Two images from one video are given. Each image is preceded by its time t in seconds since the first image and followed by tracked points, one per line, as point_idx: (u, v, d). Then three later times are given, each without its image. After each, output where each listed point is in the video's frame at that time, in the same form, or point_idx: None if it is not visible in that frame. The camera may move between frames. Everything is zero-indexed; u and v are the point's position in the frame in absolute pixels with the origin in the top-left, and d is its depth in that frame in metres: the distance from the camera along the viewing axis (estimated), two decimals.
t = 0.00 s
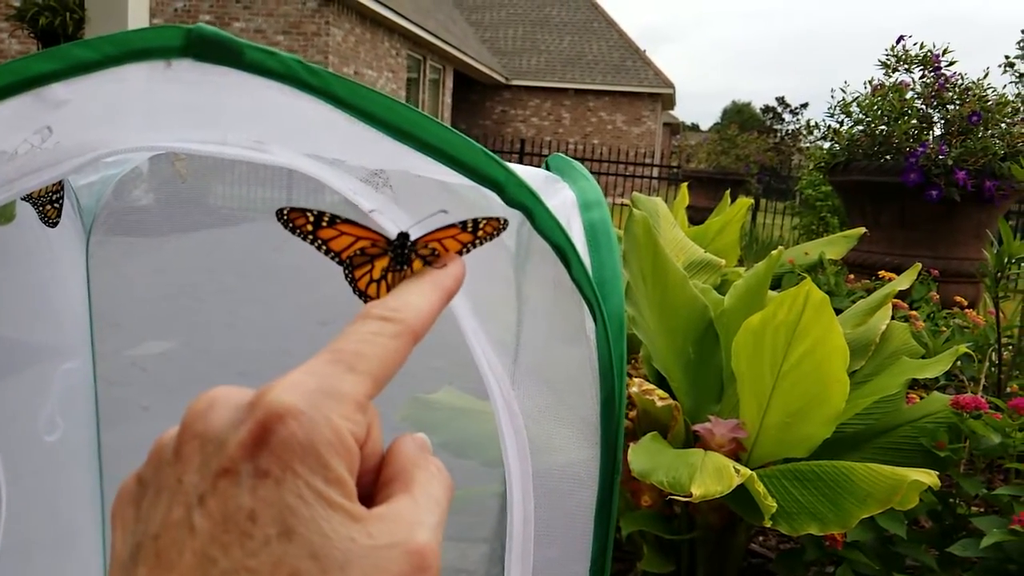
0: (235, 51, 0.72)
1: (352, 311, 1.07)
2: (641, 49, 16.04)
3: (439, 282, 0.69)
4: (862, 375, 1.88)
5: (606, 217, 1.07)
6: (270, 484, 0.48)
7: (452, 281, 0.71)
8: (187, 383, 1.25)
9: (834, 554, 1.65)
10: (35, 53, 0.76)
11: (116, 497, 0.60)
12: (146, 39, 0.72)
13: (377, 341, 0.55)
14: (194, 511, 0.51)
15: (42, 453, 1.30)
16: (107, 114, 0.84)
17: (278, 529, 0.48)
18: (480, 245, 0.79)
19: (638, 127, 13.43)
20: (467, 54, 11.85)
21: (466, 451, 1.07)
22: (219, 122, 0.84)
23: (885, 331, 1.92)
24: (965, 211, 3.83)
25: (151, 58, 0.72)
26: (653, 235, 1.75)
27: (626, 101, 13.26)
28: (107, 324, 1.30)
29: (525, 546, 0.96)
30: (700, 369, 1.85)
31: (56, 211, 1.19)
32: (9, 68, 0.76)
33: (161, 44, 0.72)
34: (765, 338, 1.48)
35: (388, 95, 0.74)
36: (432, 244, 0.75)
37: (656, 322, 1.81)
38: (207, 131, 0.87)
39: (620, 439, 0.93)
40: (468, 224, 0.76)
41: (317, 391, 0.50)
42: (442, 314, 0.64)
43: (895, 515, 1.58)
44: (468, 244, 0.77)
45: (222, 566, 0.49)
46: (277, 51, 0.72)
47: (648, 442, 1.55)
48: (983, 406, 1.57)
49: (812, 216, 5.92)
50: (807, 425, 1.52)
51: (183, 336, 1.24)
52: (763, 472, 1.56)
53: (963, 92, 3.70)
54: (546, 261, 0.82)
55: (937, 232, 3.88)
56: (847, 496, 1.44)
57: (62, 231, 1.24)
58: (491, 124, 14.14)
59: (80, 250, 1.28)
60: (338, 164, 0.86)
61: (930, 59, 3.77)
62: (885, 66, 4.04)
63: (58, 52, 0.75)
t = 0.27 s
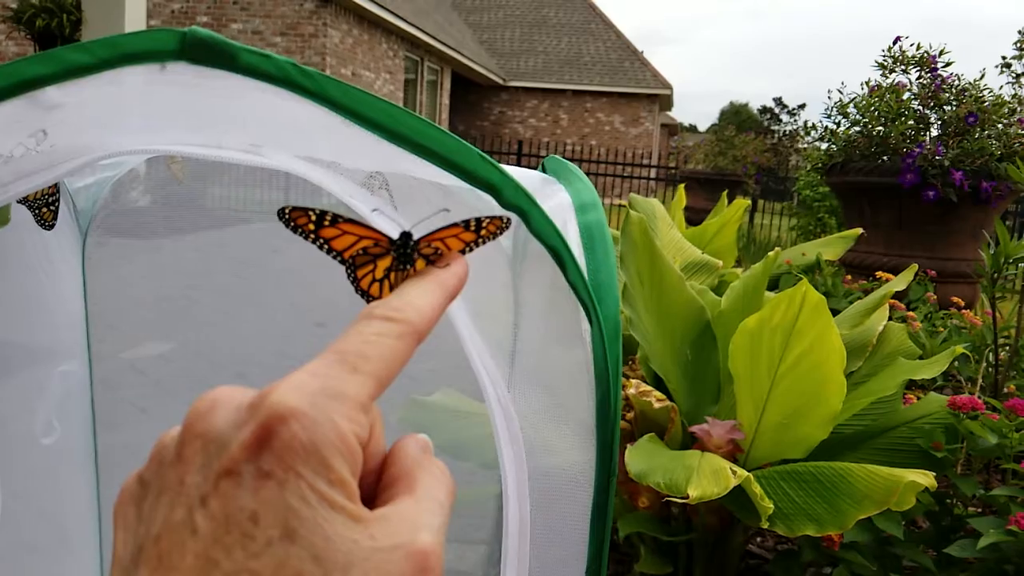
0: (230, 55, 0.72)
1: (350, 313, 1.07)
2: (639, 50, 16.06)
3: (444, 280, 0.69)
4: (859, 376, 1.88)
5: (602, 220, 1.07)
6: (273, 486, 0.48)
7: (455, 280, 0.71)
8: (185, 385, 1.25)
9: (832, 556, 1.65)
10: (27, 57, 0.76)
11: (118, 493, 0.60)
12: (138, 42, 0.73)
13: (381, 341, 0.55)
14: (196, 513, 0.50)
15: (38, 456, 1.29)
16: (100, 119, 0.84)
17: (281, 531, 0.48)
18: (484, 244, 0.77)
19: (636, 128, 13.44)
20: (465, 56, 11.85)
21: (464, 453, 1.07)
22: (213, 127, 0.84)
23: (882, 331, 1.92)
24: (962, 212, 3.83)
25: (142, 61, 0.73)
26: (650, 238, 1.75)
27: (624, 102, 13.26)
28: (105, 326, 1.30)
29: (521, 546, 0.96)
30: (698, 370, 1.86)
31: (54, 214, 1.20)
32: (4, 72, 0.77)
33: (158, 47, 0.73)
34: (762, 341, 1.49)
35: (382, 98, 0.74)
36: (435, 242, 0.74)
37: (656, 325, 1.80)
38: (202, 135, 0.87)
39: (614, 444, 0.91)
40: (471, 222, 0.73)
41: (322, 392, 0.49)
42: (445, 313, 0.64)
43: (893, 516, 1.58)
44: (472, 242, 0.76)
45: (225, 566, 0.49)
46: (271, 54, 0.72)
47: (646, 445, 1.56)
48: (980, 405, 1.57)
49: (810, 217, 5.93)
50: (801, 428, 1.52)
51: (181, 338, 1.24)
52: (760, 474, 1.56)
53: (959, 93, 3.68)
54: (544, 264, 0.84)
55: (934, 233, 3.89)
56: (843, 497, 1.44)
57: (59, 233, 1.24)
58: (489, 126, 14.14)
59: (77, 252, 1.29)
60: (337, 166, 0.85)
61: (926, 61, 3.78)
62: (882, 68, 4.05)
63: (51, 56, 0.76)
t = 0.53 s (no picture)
0: (224, 58, 0.72)
1: (349, 315, 1.07)
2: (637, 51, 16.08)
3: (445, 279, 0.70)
4: (856, 377, 1.88)
5: (598, 222, 1.07)
6: (274, 486, 0.48)
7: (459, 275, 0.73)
8: (182, 387, 1.25)
9: (829, 557, 1.65)
10: (18, 60, 0.75)
11: (121, 489, 0.61)
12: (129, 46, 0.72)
13: (383, 341, 0.54)
14: (198, 513, 0.51)
15: (33, 458, 1.28)
16: (96, 121, 0.84)
17: (282, 532, 0.48)
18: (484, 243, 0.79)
19: (633, 129, 13.46)
20: (463, 57, 11.86)
21: (461, 455, 1.07)
22: (208, 129, 0.84)
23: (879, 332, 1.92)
24: (958, 213, 3.84)
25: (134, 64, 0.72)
26: (647, 239, 1.74)
27: (622, 103, 13.28)
28: (101, 328, 1.29)
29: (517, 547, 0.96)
30: (695, 372, 1.85)
31: (49, 216, 1.19)
32: None
33: (151, 50, 0.72)
34: (759, 342, 1.49)
35: (376, 100, 0.74)
36: (437, 241, 0.76)
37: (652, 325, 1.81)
38: (197, 138, 0.87)
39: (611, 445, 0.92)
40: (474, 222, 0.77)
41: (324, 392, 0.49)
42: (446, 314, 0.63)
43: (890, 517, 1.58)
44: (473, 242, 0.78)
45: (225, 567, 0.49)
46: (266, 56, 0.72)
47: (643, 447, 1.56)
48: (976, 407, 1.59)
49: (807, 218, 5.94)
50: (796, 430, 1.53)
51: (177, 340, 1.23)
52: (757, 474, 1.57)
53: (956, 94, 3.72)
54: (539, 266, 0.83)
55: (932, 234, 3.89)
56: (840, 498, 1.44)
57: (53, 235, 1.24)
58: (487, 127, 14.14)
59: (73, 254, 1.28)
60: (332, 168, 0.84)
61: (923, 62, 3.80)
62: (879, 69, 4.06)
63: (43, 59, 0.76)
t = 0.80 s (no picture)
0: (217, 60, 0.72)
1: (344, 315, 1.07)
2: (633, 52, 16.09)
3: (445, 282, 0.64)
4: (851, 378, 1.89)
5: (592, 224, 1.07)
6: (275, 486, 0.48)
7: (461, 278, 0.67)
8: (177, 389, 1.25)
9: (825, 558, 1.65)
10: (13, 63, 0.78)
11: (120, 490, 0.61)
12: (123, 50, 0.74)
13: (384, 341, 0.53)
14: (197, 514, 0.50)
15: (27, 461, 1.28)
16: (88, 124, 0.85)
17: (282, 533, 0.48)
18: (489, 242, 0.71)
19: (630, 130, 13.48)
20: (459, 58, 11.86)
21: (457, 457, 1.06)
22: (201, 132, 0.84)
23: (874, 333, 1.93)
24: (953, 214, 3.85)
25: (127, 67, 0.73)
26: (643, 241, 1.75)
27: (618, 104, 13.29)
28: (96, 331, 1.29)
29: (510, 550, 0.94)
30: (690, 374, 1.86)
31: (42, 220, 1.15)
32: None
33: (143, 53, 0.73)
34: (754, 344, 1.50)
35: (370, 103, 0.74)
36: (439, 241, 0.68)
37: (648, 326, 1.80)
38: (189, 142, 0.88)
39: (604, 445, 0.93)
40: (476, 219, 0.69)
41: (324, 392, 0.48)
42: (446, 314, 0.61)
43: (884, 518, 1.58)
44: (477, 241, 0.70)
45: (226, 568, 0.49)
46: (258, 59, 0.72)
47: (638, 449, 1.57)
48: (970, 407, 1.58)
49: (802, 219, 5.95)
50: (791, 431, 1.54)
51: (173, 342, 1.23)
52: (753, 475, 1.57)
53: (951, 95, 3.72)
54: (533, 270, 0.83)
55: (926, 235, 3.90)
56: (835, 499, 1.44)
57: (46, 237, 1.21)
58: (483, 128, 14.15)
59: (66, 257, 1.27)
60: (326, 170, 0.82)
61: (918, 63, 3.81)
62: (874, 70, 4.07)
63: (37, 61, 0.77)
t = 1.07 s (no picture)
0: (208, 62, 0.72)
1: (340, 317, 1.07)
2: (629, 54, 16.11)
3: (445, 281, 0.64)
4: (846, 379, 1.89)
5: (586, 226, 1.07)
6: (275, 487, 0.48)
7: (461, 278, 0.66)
8: (172, 391, 1.24)
9: (820, 559, 1.65)
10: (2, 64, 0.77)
11: (121, 488, 0.61)
12: (113, 51, 0.73)
13: (385, 341, 0.52)
14: (198, 513, 0.50)
15: (21, 464, 1.28)
16: (79, 125, 0.85)
17: (282, 534, 0.48)
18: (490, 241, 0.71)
19: (626, 131, 13.50)
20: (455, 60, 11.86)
21: (452, 459, 1.06)
22: (194, 131, 0.84)
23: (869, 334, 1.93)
24: (948, 215, 3.86)
25: (116, 69, 0.73)
26: (638, 242, 1.75)
27: (613, 105, 13.30)
28: (90, 333, 1.28)
29: (505, 553, 0.93)
30: (684, 375, 1.87)
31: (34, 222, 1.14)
32: None
33: (134, 54, 0.73)
34: (748, 345, 1.49)
35: (363, 104, 0.73)
36: (440, 240, 0.67)
37: (642, 327, 1.81)
38: (180, 143, 0.88)
39: (598, 448, 0.93)
40: (475, 219, 0.68)
41: (326, 392, 0.48)
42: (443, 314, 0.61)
43: (880, 519, 1.58)
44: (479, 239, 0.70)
45: (225, 568, 0.49)
46: (249, 60, 0.72)
47: (633, 450, 1.56)
48: (964, 408, 1.59)
49: (798, 220, 5.96)
50: (786, 431, 1.53)
51: (168, 344, 1.23)
52: (748, 477, 1.57)
53: (945, 96, 3.74)
54: (527, 273, 0.84)
55: (921, 236, 3.91)
56: (830, 500, 1.45)
57: (40, 239, 1.21)
58: (479, 129, 14.15)
59: (60, 260, 1.26)
60: (318, 172, 0.84)
61: (913, 65, 3.82)
62: (868, 71, 4.08)
63: (27, 63, 0.77)
